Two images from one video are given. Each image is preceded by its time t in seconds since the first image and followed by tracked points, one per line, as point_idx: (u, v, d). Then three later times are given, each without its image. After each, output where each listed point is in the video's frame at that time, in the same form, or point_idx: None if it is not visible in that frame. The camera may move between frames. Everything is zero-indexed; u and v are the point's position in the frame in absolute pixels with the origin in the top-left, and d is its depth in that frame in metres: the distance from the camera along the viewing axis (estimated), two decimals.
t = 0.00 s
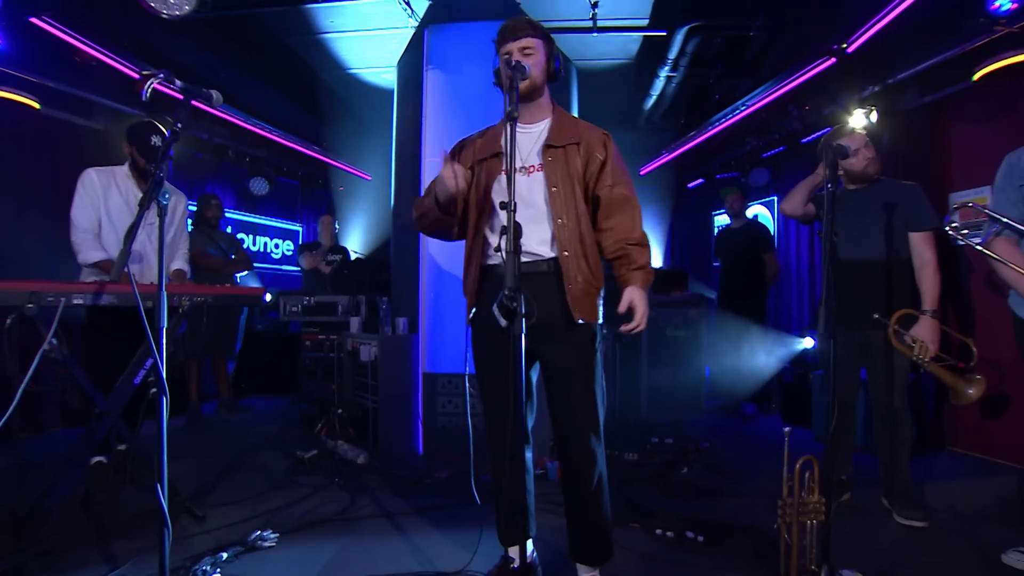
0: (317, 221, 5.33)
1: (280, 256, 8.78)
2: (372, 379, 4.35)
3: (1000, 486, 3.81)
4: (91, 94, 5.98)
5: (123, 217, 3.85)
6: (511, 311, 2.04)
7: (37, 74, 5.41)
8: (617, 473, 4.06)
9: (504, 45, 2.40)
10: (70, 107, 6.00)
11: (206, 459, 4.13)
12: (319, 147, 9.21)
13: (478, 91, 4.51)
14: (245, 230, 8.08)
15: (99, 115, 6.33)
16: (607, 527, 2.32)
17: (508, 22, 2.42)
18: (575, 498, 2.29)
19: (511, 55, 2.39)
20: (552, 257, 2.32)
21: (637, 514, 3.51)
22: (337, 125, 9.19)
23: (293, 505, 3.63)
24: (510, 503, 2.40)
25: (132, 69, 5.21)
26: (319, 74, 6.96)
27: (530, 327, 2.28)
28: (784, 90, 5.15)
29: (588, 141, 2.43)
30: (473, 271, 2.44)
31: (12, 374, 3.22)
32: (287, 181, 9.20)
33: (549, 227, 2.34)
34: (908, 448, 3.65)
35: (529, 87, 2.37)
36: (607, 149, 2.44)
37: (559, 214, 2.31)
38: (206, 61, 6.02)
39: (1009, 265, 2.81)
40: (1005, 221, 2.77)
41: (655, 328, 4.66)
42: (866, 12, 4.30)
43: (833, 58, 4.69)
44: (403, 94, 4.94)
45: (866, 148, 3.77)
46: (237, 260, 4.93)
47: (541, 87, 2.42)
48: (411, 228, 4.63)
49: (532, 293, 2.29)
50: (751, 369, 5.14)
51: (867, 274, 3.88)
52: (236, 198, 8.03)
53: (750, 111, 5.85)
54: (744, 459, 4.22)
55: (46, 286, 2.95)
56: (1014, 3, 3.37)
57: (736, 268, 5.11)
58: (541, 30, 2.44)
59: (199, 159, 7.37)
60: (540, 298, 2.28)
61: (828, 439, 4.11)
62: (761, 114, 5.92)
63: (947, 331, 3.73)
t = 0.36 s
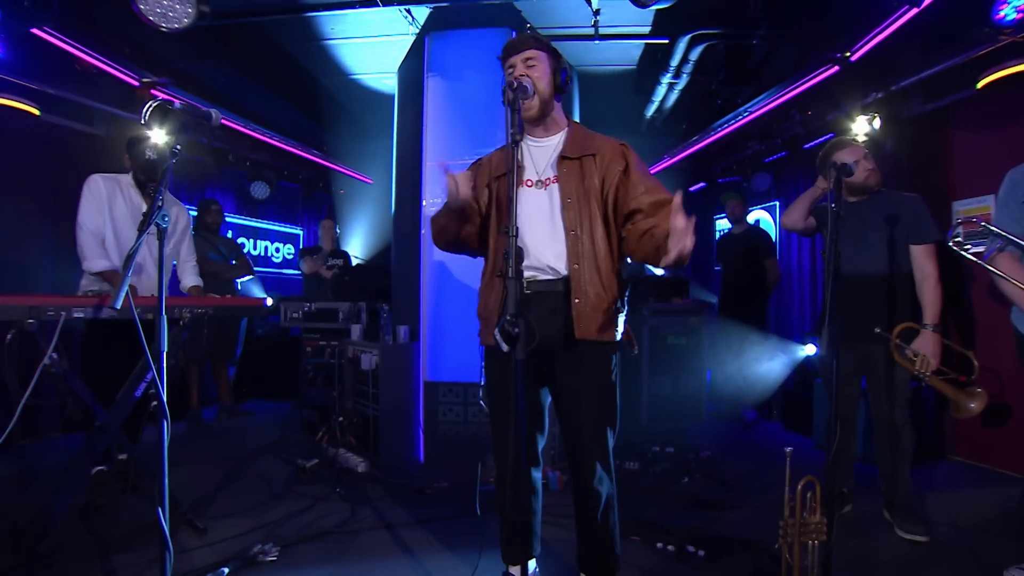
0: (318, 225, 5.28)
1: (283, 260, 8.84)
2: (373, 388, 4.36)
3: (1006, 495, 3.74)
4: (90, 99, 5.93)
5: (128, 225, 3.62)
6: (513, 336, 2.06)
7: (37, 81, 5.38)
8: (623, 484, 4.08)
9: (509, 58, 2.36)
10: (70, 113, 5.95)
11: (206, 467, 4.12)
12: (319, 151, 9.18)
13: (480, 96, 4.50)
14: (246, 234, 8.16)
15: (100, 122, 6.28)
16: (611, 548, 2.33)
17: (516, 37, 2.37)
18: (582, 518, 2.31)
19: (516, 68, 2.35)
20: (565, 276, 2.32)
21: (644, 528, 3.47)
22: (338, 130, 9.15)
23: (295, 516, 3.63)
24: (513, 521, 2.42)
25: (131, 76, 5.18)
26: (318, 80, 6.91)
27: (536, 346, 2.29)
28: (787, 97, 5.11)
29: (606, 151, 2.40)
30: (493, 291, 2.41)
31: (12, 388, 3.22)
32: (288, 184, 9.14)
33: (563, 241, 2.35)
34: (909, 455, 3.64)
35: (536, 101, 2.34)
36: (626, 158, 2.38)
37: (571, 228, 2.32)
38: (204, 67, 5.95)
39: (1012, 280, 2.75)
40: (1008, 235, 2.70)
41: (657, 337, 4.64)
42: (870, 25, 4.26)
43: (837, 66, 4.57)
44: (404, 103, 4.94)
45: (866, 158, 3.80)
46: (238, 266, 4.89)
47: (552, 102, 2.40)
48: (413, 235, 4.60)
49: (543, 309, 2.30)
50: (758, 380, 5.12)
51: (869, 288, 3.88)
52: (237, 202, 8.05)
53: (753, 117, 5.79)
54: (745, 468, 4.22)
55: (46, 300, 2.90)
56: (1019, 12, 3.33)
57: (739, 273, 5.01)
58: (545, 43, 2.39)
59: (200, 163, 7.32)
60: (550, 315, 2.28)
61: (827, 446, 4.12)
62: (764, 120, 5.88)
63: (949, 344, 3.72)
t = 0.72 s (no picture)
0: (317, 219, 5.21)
1: (280, 252, 8.78)
2: (371, 385, 4.36)
3: (1003, 499, 3.76)
4: (84, 90, 5.84)
5: (123, 225, 3.58)
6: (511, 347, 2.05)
7: (30, 70, 5.29)
8: (621, 484, 4.07)
9: (519, 58, 2.32)
10: (65, 104, 5.86)
11: (204, 463, 4.10)
12: (317, 144, 9.13)
13: (479, 90, 4.46)
14: (245, 227, 8.10)
15: (95, 112, 6.18)
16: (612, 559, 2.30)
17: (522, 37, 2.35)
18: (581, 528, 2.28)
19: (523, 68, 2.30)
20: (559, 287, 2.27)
21: (636, 530, 3.48)
22: (338, 123, 9.04)
23: (293, 515, 3.62)
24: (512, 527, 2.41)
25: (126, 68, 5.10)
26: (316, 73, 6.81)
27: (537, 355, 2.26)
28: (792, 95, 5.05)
29: (608, 148, 2.35)
30: (488, 290, 2.34)
31: (9, 390, 3.16)
32: (288, 179, 9.06)
33: (561, 241, 2.30)
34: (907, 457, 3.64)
35: (537, 101, 2.27)
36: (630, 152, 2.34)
37: (570, 229, 2.27)
38: (199, 58, 5.86)
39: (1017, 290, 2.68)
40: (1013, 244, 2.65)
41: (657, 337, 4.62)
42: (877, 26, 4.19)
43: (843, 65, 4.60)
44: (404, 98, 4.89)
45: (868, 162, 3.80)
46: (236, 260, 4.83)
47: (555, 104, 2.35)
48: (412, 231, 4.55)
49: (540, 313, 2.26)
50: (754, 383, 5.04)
51: (871, 293, 3.86)
52: (235, 196, 7.97)
53: (757, 114, 5.88)
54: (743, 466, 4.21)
55: (41, 299, 2.81)
56: None
57: (737, 274, 4.96)
58: (557, 44, 2.33)
59: (196, 155, 7.24)
60: (547, 319, 2.24)
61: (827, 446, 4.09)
62: (767, 116, 5.81)
63: (950, 351, 3.69)
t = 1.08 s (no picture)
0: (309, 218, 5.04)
1: (273, 253, 8.60)
2: (366, 391, 4.24)
3: (1017, 510, 3.65)
4: (66, 84, 5.65)
5: (106, 228, 3.42)
6: (512, 361, 1.95)
7: (9, 65, 5.11)
8: (619, 491, 3.90)
9: (520, 58, 2.20)
10: (45, 100, 5.67)
11: (192, 473, 3.97)
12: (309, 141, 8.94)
13: (478, 86, 4.32)
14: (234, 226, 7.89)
15: (78, 107, 6.00)
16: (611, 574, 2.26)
17: (523, 37, 2.24)
18: (576, 542, 2.25)
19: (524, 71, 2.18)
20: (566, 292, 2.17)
21: (638, 540, 3.28)
22: (329, 118, 8.84)
23: (285, 528, 3.49)
24: (509, 548, 2.33)
25: (109, 63, 4.93)
26: (308, 67, 6.63)
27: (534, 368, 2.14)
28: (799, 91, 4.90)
29: (600, 160, 2.26)
30: (466, 296, 2.26)
31: None
32: (277, 175, 8.87)
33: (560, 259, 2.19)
34: (918, 468, 3.52)
35: (538, 106, 2.16)
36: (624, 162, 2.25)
37: (572, 248, 2.16)
38: (187, 51, 5.69)
39: None
40: None
41: (660, 341, 4.50)
42: (888, 20, 4.05)
43: (853, 60, 4.40)
44: (399, 94, 4.74)
45: (878, 162, 3.66)
46: (226, 262, 4.67)
47: (551, 110, 2.24)
48: (406, 231, 4.41)
49: (545, 332, 2.15)
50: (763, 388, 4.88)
51: (880, 298, 3.76)
52: (224, 192, 7.76)
53: (762, 111, 5.70)
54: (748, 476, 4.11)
55: (20, 307, 2.65)
56: None
57: (740, 277, 4.80)
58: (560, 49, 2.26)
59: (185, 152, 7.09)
60: (553, 338, 2.15)
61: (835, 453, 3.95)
62: (773, 112, 5.66)
63: (961, 357, 3.59)
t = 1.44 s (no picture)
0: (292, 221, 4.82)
1: (255, 257, 8.54)
2: (353, 403, 4.07)
3: None
4: (36, 83, 5.42)
5: (77, 236, 3.23)
6: (502, 380, 1.81)
7: None
8: (615, 506, 3.74)
9: (509, 62, 2.12)
10: (14, 98, 5.44)
11: (169, 491, 3.79)
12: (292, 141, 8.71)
13: (468, 88, 4.18)
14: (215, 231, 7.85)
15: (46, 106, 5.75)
16: None
17: (514, 40, 2.15)
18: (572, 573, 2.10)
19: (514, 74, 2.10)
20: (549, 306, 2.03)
21: (636, 560, 3.13)
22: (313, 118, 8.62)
23: (266, 548, 3.31)
24: None
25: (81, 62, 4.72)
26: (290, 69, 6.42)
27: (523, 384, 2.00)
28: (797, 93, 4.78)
29: (591, 173, 2.14)
30: (464, 312, 2.08)
31: None
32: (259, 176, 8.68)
33: (544, 274, 2.05)
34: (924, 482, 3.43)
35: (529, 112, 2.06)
36: (618, 177, 2.13)
37: (555, 261, 2.01)
38: (167, 50, 5.49)
39: None
40: None
41: (656, 349, 4.36)
42: (889, 21, 3.94)
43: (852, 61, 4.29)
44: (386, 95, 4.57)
45: (879, 168, 3.55)
46: (207, 269, 4.47)
47: (542, 116, 2.13)
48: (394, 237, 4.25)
49: (529, 347, 2.00)
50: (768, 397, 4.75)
51: (885, 306, 3.64)
52: (205, 195, 7.82)
53: (761, 112, 5.53)
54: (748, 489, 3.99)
55: None
56: None
57: (735, 282, 4.62)
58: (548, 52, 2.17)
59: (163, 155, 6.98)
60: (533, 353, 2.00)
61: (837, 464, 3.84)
62: (771, 114, 5.54)
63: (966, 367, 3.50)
